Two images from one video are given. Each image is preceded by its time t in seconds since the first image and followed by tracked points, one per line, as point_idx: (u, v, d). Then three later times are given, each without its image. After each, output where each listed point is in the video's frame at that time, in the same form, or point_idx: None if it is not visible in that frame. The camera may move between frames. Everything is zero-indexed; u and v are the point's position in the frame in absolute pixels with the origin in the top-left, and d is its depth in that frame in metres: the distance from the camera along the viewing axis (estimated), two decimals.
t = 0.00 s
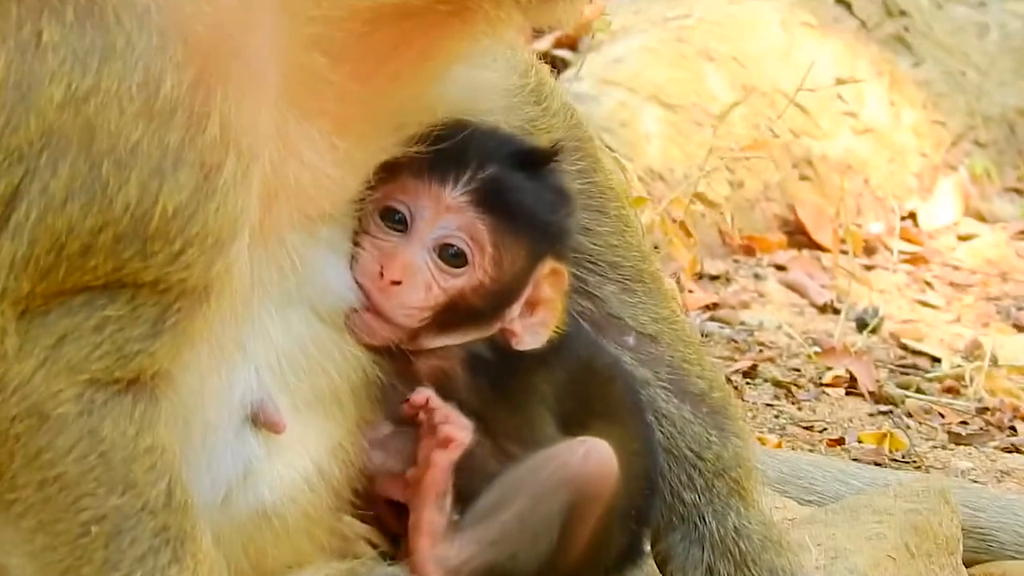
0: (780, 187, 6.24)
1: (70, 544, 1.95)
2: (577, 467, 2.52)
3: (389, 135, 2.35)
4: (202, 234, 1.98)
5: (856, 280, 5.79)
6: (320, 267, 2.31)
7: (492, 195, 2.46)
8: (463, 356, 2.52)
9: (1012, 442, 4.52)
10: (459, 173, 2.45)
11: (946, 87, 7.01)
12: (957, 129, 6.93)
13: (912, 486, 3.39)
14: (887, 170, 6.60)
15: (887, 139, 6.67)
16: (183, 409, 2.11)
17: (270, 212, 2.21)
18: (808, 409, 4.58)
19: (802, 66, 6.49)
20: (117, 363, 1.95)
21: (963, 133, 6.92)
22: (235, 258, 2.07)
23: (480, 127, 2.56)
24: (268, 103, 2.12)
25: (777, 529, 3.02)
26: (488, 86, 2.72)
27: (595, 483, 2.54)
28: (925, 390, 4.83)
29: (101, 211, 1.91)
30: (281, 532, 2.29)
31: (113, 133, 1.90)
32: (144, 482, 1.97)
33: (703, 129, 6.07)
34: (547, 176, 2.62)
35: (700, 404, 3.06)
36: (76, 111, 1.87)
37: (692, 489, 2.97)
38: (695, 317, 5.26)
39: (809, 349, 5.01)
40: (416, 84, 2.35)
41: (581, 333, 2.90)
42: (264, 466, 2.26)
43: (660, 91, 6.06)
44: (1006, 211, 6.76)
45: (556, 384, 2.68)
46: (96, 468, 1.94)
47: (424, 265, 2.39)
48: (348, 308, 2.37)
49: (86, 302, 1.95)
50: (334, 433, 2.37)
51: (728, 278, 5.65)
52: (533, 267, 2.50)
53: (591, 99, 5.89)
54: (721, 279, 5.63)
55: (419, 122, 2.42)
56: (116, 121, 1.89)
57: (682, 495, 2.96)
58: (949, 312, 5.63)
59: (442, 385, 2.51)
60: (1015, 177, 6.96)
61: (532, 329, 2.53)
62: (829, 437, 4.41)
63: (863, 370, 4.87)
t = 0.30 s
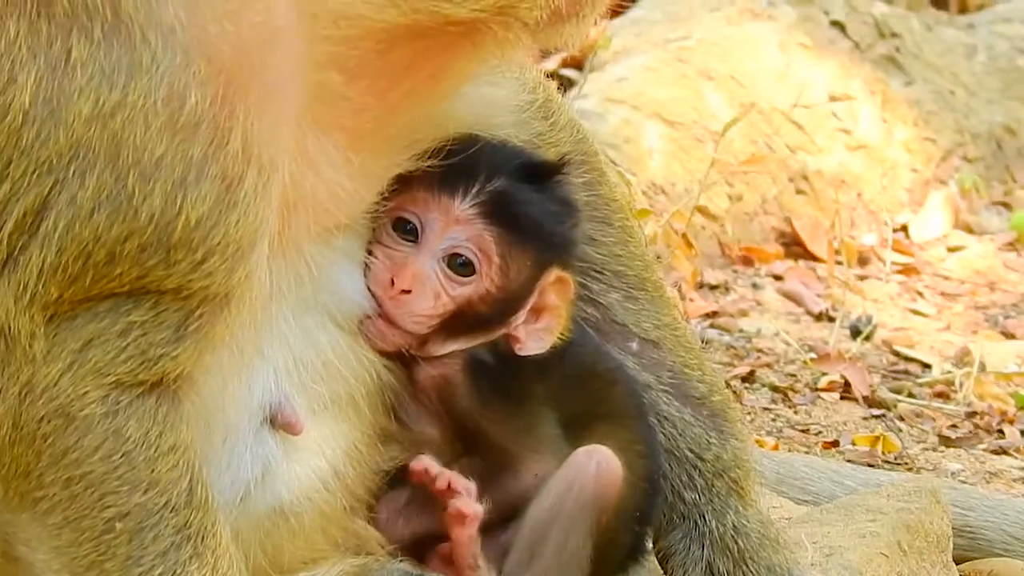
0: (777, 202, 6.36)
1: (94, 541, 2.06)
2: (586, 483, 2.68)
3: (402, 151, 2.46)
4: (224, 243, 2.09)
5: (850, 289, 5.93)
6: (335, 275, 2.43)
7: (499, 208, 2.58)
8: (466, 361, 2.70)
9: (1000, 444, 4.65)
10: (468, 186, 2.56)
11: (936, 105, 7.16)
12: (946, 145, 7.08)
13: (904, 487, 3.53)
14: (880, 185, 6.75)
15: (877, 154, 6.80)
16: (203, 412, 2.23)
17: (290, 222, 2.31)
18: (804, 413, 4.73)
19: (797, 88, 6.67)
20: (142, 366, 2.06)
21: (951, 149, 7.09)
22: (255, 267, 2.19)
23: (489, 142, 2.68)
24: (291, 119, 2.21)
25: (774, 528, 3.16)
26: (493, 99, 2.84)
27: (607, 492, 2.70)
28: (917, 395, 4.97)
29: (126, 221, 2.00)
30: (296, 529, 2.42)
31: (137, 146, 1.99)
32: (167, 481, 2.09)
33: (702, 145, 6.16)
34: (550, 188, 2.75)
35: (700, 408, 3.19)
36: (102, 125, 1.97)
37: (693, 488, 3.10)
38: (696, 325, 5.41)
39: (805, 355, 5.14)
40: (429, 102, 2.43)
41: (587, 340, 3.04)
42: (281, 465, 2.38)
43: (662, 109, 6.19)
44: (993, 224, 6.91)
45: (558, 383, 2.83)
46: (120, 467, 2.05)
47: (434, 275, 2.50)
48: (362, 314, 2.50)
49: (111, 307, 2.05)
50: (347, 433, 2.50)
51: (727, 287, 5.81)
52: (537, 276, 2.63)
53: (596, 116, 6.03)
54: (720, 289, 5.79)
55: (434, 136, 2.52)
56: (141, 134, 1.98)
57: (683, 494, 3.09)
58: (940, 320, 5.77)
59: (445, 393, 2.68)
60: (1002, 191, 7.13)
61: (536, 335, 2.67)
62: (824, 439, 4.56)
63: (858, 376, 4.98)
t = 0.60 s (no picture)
0: (788, 198, 6.34)
1: (105, 535, 2.08)
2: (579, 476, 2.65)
3: (416, 145, 2.47)
4: (235, 237, 2.10)
5: (860, 285, 5.93)
6: (349, 271, 2.44)
7: (513, 204, 2.59)
8: (480, 356, 2.69)
9: (1010, 439, 4.65)
10: (482, 181, 2.58)
11: (947, 102, 7.14)
12: (956, 141, 7.06)
13: (914, 482, 3.53)
14: (891, 181, 6.75)
15: (887, 149, 6.80)
16: (214, 406, 2.25)
17: (300, 216, 2.31)
18: (814, 409, 4.73)
19: (813, 84, 6.63)
20: (152, 360, 2.08)
21: (962, 145, 7.06)
22: (266, 261, 2.19)
23: (502, 137, 2.70)
24: (301, 115, 2.22)
25: (784, 523, 3.17)
26: (504, 95, 2.84)
27: (602, 493, 2.68)
28: (926, 390, 4.97)
29: (136, 216, 2.01)
30: (307, 524, 2.43)
31: (148, 140, 2.00)
32: (178, 474, 2.12)
33: (714, 141, 6.19)
34: (563, 183, 2.77)
35: (710, 403, 3.19)
36: (112, 120, 1.97)
37: (703, 484, 3.11)
38: (706, 320, 5.41)
39: (814, 351, 5.14)
40: (440, 96, 2.43)
41: (600, 335, 3.04)
42: (294, 460, 2.39)
43: (673, 105, 6.22)
44: (1003, 220, 6.91)
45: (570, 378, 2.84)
46: (131, 461, 2.07)
47: (447, 270, 2.51)
48: (375, 309, 2.51)
49: (122, 301, 2.07)
50: (359, 428, 2.51)
51: (737, 284, 5.79)
52: (552, 270, 2.62)
53: (607, 111, 6.07)
54: (731, 284, 5.77)
55: (446, 130, 2.54)
56: (151, 128, 1.99)
57: (693, 489, 3.10)
58: (949, 316, 5.77)
59: (460, 382, 2.67)
60: (1013, 187, 7.11)
61: (551, 329, 2.66)
62: (834, 434, 4.56)
63: (868, 372, 5.00)
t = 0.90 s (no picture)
0: (795, 190, 6.33)
1: (112, 527, 2.10)
2: (573, 463, 2.68)
3: (424, 138, 2.46)
4: (242, 230, 2.10)
5: (867, 278, 5.92)
6: (358, 265, 2.45)
7: (523, 196, 2.59)
8: (487, 349, 2.69)
9: (1017, 432, 4.65)
10: (492, 174, 2.58)
11: (954, 94, 7.11)
12: (963, 134, 7.04)
13: (921, 475, 3.53)
14: (898, 174, 6.74)
15: (897, 143, 6.80)
16: (221, 399, 2.25)
17: (308, 209, 2.32)
18: (821, 402, 4.74)
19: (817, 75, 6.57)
20: (159, 353, 2.08)
21: (969, 138, 7.05)
22: (273, 254, 2.19)
23: (512, 130, 2.70)
24: (309, 104, 2.21)
25: (791, 515, 3.17)
26: (512, 89, 2.83)
27: (600, 478, 2.69)
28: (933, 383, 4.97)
29: (144, 208, 2.01)
30: (314, 517, 2.43)
31: (155, 133, 1.99)
32: (184, 467, 2.12)
33: (720, 133, 6.16)
34: (572, 176, 2.77)
35: (717, 396, 3.20)
36: (120, 112, 1.97)
37: (710, 476, 3.11)
38: (714, 313, 5.40)
39: (821, 344, 5.13)
40: (449, 88, 2.44)
41: (607, 328, 3.05)
42: (300, 453, 2.39)
43: (680, 97, 6.21)
44: (1010, 212, 6.88)
45: (576, 372, 2.83)
46: (137, 453, 2.08)
47: (457, 262, 2.52)
48: (383, 300, 2.52)
49: (129, 294, 2.07)
50: (365, 420, 2.51)
51: (745, 276, 5.82)
52: (560, 264, 2.63)
53: (614, 104, 6.04)
54: (738, 277, 5.79)
55: (455, 121, 2.53)
56: (158, 121, 1.99)
57: (699, 482, 3.10)
58: (957, 309, 5.76)
59: (466, 375, 2.69)
60: (1019, 180, 7.06)
61: (557, 324, 2.67)
62: (841, 426, 4.57)
63: (876, 364, 4.98)
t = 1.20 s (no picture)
0: (824, 174, 6.09)
1: (97, 531, 1.90)
2: (547, 459, 2.47)
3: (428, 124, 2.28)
4: (237, 215, 1.88)
5: (900, 266, 5.64)
6: (360, 249, 2.24)
7: (536, 183, 2.40)
8: (494, 344, 2.49)
9: None
10: (504, 159, 2.40)
11: (993, 72, 6.67)
12: (1004, 114, 6.61)
13: (957, 476, 3.35)
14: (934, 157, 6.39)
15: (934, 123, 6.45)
16: (214, 397, 2.05)
17: (306, 195, 2.08)
18: (851, 398, 4.55)
19: (847, 48, 6.32)
20: (147, 346, 1.88)
21: (1010, 119, 6.61)
22: (269, 243, 1.97)
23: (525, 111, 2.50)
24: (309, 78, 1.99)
25: (819, 519, 2.97)
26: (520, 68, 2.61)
27: (581, 469, 2.49)
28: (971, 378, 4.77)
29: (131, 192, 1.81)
30: (310, 520, 2.24)
31: (144, 112, 1.79)
32: (173, 469, 1.92)
33: (744, 112, 6.03)
34: (589, 162, 2.57)
35: (740, 394, 3.02)
36: (106, 90, 1.77)
37: (732, 479, 2.93)
38: (737, 305, 5.21)
39: (852, 338, 4.93)
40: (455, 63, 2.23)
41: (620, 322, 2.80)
42: (297, 454, 2.21)
43: (702, 75, 6.09)
44: None
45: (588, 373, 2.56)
46: (123, 454, 1.88)
47: (466, 253, 2.34)
48: (386, 293, 2.32)
49: (115, 284, 1.86)
50: (368, 418, 2.31)
51: (771, 265, 5.57)
52: (573, 255, 2.44)
53: (632, 82, 5.98)
54: (763, 266, 5.55)
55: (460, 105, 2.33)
56: (147, 100, 1.79)
57: (721, 485, 2.92)
58: (996, 300, 5.50)
59: (471, 371, 2.49)
60: None
61: (571, 319, 2.46)
62: (872, 425, 4.38)
63: (909, 361, 4.82)
